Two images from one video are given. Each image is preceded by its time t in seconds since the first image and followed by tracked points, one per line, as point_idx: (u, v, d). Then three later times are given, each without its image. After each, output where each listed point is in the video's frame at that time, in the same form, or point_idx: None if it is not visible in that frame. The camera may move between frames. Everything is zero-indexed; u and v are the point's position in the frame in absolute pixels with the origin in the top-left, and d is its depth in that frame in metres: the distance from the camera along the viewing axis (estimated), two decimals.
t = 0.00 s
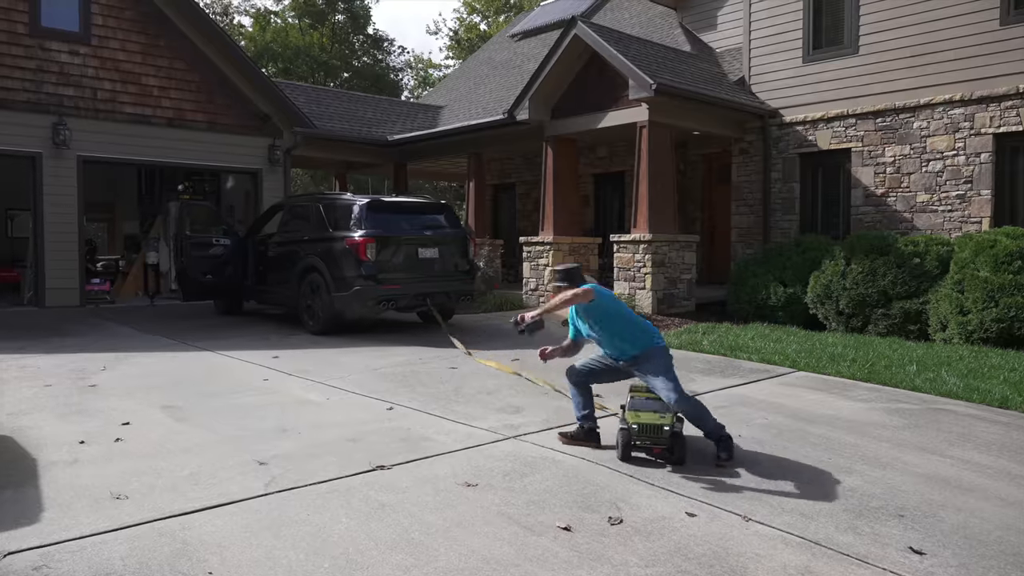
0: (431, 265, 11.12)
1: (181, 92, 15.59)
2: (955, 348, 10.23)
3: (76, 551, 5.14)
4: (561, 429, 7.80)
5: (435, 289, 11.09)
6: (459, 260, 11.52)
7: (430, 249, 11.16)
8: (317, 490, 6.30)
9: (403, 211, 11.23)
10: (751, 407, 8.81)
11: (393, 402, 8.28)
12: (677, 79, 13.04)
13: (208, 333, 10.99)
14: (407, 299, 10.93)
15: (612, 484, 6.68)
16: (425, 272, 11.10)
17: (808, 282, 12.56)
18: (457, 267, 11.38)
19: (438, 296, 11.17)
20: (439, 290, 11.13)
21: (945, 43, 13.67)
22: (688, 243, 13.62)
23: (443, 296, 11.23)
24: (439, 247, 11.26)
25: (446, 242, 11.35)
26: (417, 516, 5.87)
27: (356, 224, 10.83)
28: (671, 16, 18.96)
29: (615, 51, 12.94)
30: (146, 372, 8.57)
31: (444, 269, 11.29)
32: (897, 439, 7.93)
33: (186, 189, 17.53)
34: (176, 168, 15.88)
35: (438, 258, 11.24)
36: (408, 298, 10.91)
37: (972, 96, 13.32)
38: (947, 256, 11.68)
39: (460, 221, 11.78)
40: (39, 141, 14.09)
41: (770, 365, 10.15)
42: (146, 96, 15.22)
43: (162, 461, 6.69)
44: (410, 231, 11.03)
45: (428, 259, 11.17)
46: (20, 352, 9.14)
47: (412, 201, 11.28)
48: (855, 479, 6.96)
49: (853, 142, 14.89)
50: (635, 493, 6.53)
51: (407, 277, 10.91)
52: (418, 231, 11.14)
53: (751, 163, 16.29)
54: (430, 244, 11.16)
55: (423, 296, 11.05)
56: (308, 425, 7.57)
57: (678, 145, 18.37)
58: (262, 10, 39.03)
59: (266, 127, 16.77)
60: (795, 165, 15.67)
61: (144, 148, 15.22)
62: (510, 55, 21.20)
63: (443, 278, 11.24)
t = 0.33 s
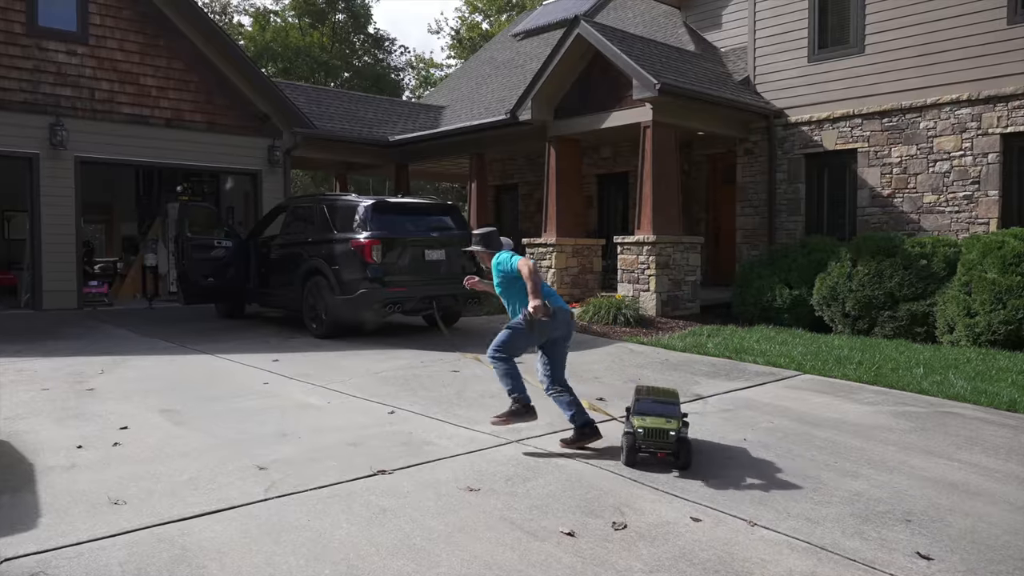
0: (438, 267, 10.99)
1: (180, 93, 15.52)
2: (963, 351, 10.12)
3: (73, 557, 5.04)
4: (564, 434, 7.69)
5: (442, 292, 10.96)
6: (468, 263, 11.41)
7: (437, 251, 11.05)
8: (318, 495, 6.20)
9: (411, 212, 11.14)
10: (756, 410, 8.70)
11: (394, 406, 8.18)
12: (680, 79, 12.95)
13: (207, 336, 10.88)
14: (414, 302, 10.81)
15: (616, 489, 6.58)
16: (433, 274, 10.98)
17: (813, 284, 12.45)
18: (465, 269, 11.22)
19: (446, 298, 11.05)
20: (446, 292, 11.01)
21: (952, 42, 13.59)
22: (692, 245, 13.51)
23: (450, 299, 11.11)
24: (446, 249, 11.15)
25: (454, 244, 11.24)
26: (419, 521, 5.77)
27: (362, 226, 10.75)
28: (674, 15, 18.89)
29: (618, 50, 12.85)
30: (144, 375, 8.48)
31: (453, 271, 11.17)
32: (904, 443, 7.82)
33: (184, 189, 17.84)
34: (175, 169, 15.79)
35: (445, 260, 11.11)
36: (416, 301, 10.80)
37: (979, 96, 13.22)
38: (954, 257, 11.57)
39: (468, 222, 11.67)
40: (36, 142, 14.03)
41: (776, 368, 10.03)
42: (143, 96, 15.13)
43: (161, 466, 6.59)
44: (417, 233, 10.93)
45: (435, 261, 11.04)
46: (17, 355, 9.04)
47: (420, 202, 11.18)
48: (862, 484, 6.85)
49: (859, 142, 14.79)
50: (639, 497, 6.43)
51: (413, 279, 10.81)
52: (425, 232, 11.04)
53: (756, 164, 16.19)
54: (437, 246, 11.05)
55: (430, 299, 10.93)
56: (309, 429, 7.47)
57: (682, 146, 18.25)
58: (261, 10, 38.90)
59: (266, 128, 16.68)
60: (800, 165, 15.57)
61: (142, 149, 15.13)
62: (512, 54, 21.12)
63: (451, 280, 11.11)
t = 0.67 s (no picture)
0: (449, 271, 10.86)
1: (180, 95, 15.42)
2: (979, 353, 9.94)
3: (73, 568, 4.90)
4: (573, 440, 7.53)
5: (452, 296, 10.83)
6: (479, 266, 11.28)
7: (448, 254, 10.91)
8: (322, 504, 6.05)
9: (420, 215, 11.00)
10: (768, 415, 8.52)
11: (399, 412, 8.03)
12: (689, 77, 12.81)
13: (209, 342, 10.73)
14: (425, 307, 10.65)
15: (626, 496, 6.42)
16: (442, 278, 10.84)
17: (826, 286, 12.26)
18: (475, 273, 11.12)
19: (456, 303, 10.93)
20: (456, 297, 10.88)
21: (965, 40, 13.42)
22: (702, 247, 13.33)
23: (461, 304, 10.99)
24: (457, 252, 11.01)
25: (465, 247, 11.10)
26: (425, 530, 5.62)
27: (372, 229, 10.56)
28: (682, 14, 18.75)
29: (626, 49, 12.71)
30: (145, 382, 8.33)
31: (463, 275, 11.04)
32: (920, 448, 7.64)
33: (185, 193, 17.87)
34: (176, 171, 15.70)
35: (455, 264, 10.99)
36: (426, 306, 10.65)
37: (993, 94, 13.04)
38: (969, 258, 11.35)
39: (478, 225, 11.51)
40: (34, 146, 13.93)
41: (789, 371, 9.83)
42: (143, 98, 15.03)
43: (162, 475, 6.45)
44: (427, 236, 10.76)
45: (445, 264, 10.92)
46: (15, 363, 8.89)
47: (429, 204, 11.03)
48: (878, 490, 6.68)
49: (871, 142, 14.62)
50: (650, 505, 6.27)
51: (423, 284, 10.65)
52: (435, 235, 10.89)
53: (767, 164, 16.03)
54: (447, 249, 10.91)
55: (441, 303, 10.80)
56: (313, 437, 7.32)
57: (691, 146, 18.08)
58: (263, 10, 38.77)
59: (267, 130, 16.61)
60: (811, 165, 15.40)
61: (142, 152, 15.04)
62: (517, 54, 21.01)
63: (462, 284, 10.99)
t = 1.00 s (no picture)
0: (462, 275, 10.64)
1: (181, 94, 15.27)
2: (1003, 359, 9.68)
3: None
4: (585, 448, 7.31)
5: (464, 301, 10.61)
6: (493, 269, 11.08)
7: (461, 258, 10.69)
8: (327, 514, 5.85)
9: (433, 217, 10.77)
10: (786, 423, 8.28)
11: (406, 420, 7.82)
12: (703, 76, 12.58)
13: (213, 348, 10.55)
14: (437, 312, 10.43)
15: (639, 506, 6.20)
16: (455, 283, 10.61)
17: (844, 290, 12.00)
18: (490, 277, 10.94)
19: (469, 308, 10.73)
20: (469, 301, 10.68)
21: (986, 36, 13.16)
22: (717, 249, 13.09)
23: (474, 309, 10.80)
24: (471, 255, 10.82)
25: (478, 251, 10.91)
26: (433, 541, 5.42)
27: (384, 232, 10.28)
28: (696, 10, 18.55)
29: (638, 46, 12.49)
30: (146, 389, 8.15)
31: (476, 279, 10.84)
32: (942, 455, 7.39)
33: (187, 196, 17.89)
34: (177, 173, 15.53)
35: (469, 267, 10.77)
36: (438, 311, 10.42)
37: (1016, 91, 12.78)
38: (992, 260, 11.05)
39: (492, 227, 11.29)
40: (33, 147, 13.80)
41: (806, 377, 9.57)
42: (144, 98, 14.88)
43: (163, 484, 6.27)
44: (440, 238, 10.52)
45: (458, 268, 10.68)
46: (13, 370, 8.71)
47: (442, 206, 10.82)
48: (899, 500, 6.44)
49: (890, 141, 14.36)
50: (665, 515, 6.04)
51: (436, 288, 10.41)
52: (448, 238, 10.66)
53: (783, 163, 15.78)
54: (460, 252, 10.69)
55: (454, 308, 10.60)
56: (318, 445, 7.13)
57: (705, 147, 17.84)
58: (268, 9, 38.59)
59: (271, 131, 16.43)
60: (828, 165, 15.13)
61: (142, 153, 14.87)
62: (527, 51, 20.83)
63: (475, 288, 10.79)
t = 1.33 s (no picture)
0: (477, 277, 10.23)
1: (180, 91, 14.84)
2: None
3: None
4: (597, 456, 7.04)
5: (480, 305, 10.19)
6: (509, 271, 10.65)
7: (477, 259, 10.30)
8: (331, 524, 5.61)
9: (447, 217, 10.43)
10: (806, 429, 7.98)
11: (414, 427, 7.54)
12: (720, 71, 12.30)
13: (215, 353, 10.31)
14: (452, 316, 10.02)
15: (655, 516, 5.93)
16: (470, 285, 10.21)
17: (867, 292, 11.69)
18: (506, 278, 10.52)
19: (486, 311, 10.29)
20: (485, 305, 10.23)
21: (1014, 29, 12.81)
22: (735, 250, 12.78)
23: (491, 312, 10.34)
24: (486, 257, 10.42)
25: (494, 251, 10.50)
26: (441, 552, 5.16)
27: (396, 232, 10.04)
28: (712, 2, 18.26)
29: (652, 40, 12.24)
30: (146, 396, 7.92)
31: (492, 282, 10.42)
32: (968, 463, 7.08)
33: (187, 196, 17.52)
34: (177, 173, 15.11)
35: (485, 269, 10.37)
36: (453, 315, 10.00)
37: None
38: (1020, 261, 10.74)
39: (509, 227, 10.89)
40: (27, 146, 13.44)
41: (828, 383, 9.24)
42: (142, 95, 14.48)
43: (163, 494, 6.04)
44: (455, 239, 10.16)
45: (473, 270, 10.29)
46: (8, 376, 8.48)
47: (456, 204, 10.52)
48: (924, 509, 6.14)
49: (914, 139, 14.02)
50: (681, 525, 5.77)
51: (450, 291, 10.02)
52: (463, 239, 10.28)
53: (802, 162, 15.46)
54: (476, 253, 10.31)
55: (470, 312, 10.18)
56: (321, 454, 6.87)
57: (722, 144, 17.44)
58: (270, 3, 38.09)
59: (273, 129, 15.97)
60: (850, 163, 14.81)
61: (141, 151, 14.49)
62: (538, 46, 20.50)
63: (491, 292, 10.36)
